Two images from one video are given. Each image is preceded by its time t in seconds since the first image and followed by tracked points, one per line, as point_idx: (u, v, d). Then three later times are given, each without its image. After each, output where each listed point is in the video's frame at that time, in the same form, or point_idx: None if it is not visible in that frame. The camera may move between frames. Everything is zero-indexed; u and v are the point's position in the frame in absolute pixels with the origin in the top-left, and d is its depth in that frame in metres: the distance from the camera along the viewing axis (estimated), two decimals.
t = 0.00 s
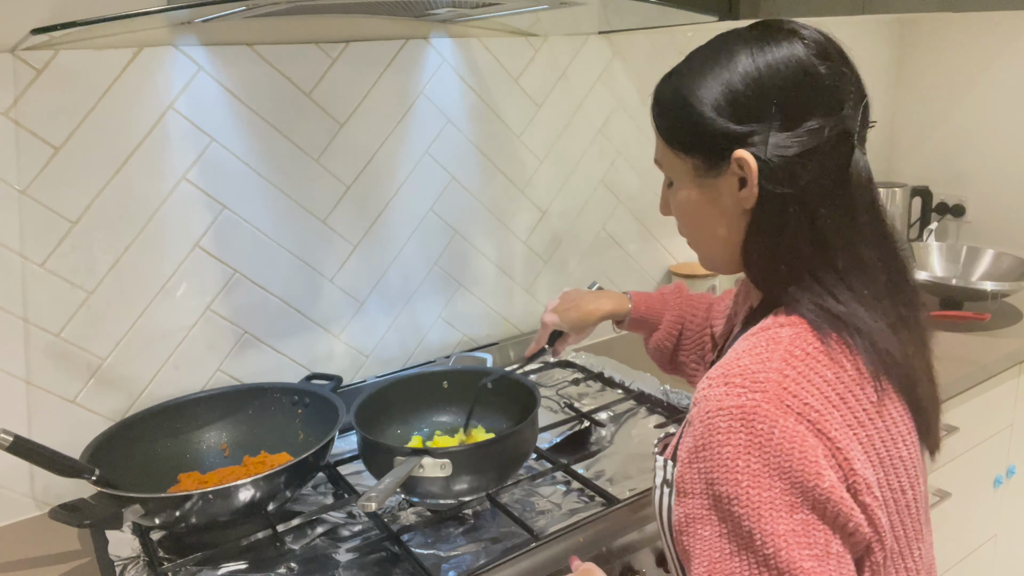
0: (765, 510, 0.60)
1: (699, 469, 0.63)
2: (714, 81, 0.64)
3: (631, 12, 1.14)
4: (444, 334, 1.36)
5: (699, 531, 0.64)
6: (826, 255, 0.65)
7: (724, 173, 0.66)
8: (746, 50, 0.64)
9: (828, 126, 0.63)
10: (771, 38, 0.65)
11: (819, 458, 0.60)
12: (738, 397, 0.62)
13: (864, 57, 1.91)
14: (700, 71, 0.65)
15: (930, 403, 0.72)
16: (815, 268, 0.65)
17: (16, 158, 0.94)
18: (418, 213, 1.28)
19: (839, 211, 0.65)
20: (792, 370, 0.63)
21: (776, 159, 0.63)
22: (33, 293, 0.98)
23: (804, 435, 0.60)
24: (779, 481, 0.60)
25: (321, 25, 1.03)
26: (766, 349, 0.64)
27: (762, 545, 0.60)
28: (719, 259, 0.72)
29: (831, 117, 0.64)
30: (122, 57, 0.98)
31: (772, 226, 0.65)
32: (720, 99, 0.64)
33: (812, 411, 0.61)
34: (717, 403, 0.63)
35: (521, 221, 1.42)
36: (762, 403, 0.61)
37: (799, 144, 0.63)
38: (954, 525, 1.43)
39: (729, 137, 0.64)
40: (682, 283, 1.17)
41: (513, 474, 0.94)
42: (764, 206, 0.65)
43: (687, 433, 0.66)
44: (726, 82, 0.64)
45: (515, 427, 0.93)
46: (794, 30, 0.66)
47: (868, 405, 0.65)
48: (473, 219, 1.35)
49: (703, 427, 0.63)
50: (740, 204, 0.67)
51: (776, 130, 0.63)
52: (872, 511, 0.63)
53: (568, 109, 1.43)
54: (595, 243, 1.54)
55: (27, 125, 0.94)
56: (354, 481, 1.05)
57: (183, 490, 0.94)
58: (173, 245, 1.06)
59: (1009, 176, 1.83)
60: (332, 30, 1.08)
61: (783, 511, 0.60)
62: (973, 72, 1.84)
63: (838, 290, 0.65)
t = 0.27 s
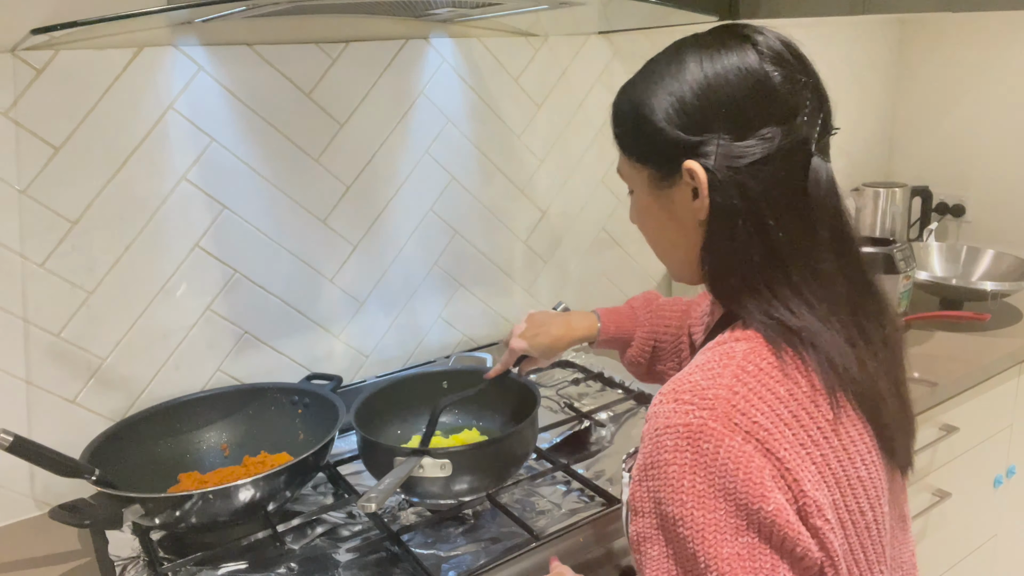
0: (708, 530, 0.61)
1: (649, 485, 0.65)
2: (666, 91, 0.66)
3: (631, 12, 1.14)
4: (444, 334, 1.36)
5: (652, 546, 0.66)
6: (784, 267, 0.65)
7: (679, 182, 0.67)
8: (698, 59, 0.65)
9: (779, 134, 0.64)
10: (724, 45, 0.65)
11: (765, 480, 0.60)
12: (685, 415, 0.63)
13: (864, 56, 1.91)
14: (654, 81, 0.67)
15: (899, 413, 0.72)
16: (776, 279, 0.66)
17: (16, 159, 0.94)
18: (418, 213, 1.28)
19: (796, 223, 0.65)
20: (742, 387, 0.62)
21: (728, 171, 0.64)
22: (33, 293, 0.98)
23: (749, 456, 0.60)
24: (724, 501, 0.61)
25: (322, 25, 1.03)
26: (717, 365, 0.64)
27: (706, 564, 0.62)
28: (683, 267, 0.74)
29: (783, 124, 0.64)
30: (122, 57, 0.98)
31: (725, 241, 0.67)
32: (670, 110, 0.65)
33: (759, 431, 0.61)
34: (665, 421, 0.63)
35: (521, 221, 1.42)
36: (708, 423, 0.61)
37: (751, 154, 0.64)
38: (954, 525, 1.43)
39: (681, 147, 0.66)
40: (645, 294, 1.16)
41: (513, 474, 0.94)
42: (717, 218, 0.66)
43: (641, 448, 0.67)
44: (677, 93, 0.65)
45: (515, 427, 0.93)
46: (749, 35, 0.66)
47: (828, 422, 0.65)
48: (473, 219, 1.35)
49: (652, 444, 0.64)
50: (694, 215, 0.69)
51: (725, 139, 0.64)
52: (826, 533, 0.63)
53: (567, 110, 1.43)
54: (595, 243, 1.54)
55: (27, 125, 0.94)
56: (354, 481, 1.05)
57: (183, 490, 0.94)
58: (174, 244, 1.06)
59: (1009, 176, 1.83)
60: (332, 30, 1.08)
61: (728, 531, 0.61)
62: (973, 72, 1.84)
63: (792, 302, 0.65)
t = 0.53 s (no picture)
0: (682, 562, 0.60)
1: (621, 517, 0.64)
2: (619, 105, 0.65)
3: (631, 12, 1.14)
4: (444, 334, 1.36)
5: None
6: (743, 287, 0.65)
7: (637, 198, 0.68)
8: (651, 70, 0.64)
9: (733, 147, 0.63)
10: (678, 56, 0.64)
11: (736, 506, 0.59)
12: (652, 442, 0.62)
13: (865, 56, 1.91)
14: (608, 94, 0.66)
15: (870, 427, 0.71)
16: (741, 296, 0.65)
17: (16, 159, 0.94)
18: (418, 213, 1.28)
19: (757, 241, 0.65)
20: (708, 410, 0.62)
21: (682, 186, 0.64)
22: (33, 293, 0.98)
23: (719, 482, 0.59)
24: (697, 530, 0.60)
25: (322, 25, 1.03)
26: (683, 390, 0.64)
27: None
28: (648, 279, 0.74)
29: (738, 138, 0.63)
30: (122, 57, 0.98)
31: (682, 259, 0.66)
32: (623, 124, 0.65)
33: (728, 455, 0.61)
34: (633, 449, 0.63)
35: (521, 221, 1.42)
36: (676, 449, 0.61)
37: (706, 169, 0.63)
38: (954, 525, 1.43)
39: (636, 162, 0.66)
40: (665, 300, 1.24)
41: (512, 474, 0.94)
42: (671, 232, 0.66)
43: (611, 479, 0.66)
44: (629, 107, 0.65)
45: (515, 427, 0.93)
46: (705, 45, 0.65)
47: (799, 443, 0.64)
48: (473, 219, 1.35)
49: (621, 475, 0.64)
50: (652, 229, 0.69)
51: (679, 154, 0.64)
52: (803, 558, 0.62)
53: (567, 110, 1.43)
54: (595, 243, 1.54)
55: (27, 125, 0.94)
56: (354, 481, 1.05)
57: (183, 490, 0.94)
58: (174, 244, 1.06)
59: (1010, 175, 1.83)
60: (333, 30, 1.08)
61: (703, 563, 0.60)
62: (975, 72, 1.84)
63: (754, 321, 0.65)
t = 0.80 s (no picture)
0: (654, 556, 0.63)
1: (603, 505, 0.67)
2: (621, 103, 0.65)
3: (631, 12, 1.14)
4: (444, 334, 1.36)
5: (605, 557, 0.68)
6: (744, 287, 0.65)
7: (638, 196, 0.68)
8: (654, 69, 0.64)
9: (736, 147, 0.63)
10: (682, 54, 0.64)
11: (713, 507, 0.61)
12: (638, 437, 0.63)
13: (865, 56, 1.91)
14: (611, 92, 0.67)
15: (867, 430, 0.71)
16: (739, 298, 0.65)
17: (16, 158, 0.94)
18: (418, 214, 1.28)
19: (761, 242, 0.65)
20: (697, 410, 0.63)
21: (683, 187, 0.64)
22: (33, 293, 0.98)
23: (699, 483, 0.61)
24: (672, 524, 0.62)
25: (322, 25, 1.04)
26: (675, 386, 0.65)
27: None
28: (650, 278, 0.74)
29: (740, 137, 0.63)
30: (122, 57, 0.98)
31: (680, 261, 0.67)
32: (625, 124, 0.65)
33: (711, 455, 0.62)
34: (619, 442, 0.64)
35: (521, 221, 1.42)
36: (659, 447, 0.62)
37: (706, 169, 0.63)
38: (954, 525, 1.43)
39: (639, 162, 0.66)
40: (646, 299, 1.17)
41: (513, 474, 0.94)
42: (670, 232, 0.67)
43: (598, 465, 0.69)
44: (631, 106, 0.65)
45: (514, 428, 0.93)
46: (709, 43, 0.65)
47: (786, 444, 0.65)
48: (473, 220, 1.35)
49: (606, 465, 0.66)
50: (655, 229, 0.69)
51: (680, 154, 0.64)
52: (777, 559, 0.64)
53: (567, 110, 1.43)
54: (595, 243, 1.54)
55: (27, 125, 0.94)
56: (354, 481, 1.05)
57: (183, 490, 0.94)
58: (174, 244, 1.06)
59: (1009, 176, 1.83)
60: (333, 31, 1.08)
61: (674, 557, 0.63)
62: (975, 72, 1.84)
63: (750, 321, 0.65)
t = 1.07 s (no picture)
0: (666, 548, 0.62)
1: (608, 502, 0.66)
2: (619, 97, 0.65)
3: (631, 12, 1.14)
4: (444, 334, 1.36)
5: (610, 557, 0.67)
6: (742, 280, 0.65)
7: (637, 190, 0.68)
8: (652, 64, 0.64)
9: (733, 141, 0.63)
10: (679, 48, 0.64)
11: (720, 496, 0.60)
12: (641, 430, 0.63)
13: (865, 57, 1.91)
14: (609, 87, 0.67)
15: (865, 427, 0.71)
16: (736, 289, 0.65)
17: (16, 159, 0.94)
18: (418, 213, 1.28)
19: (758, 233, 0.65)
20: (697, 401, 0.63)
21: (681, 179, 0.64)
22: (33, 293, 0.98)
23: (704, 473, 0.60)
24: (680, 517, 0.61)
25: (322, 25, 1.03)
26: (672, 378, 0.65)
27: None
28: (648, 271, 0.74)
29: (738, 131, 0.63)
30: (122, 58, 0.98)
31: (680, 252, 0.67)
32: (623, 117, 0.65)
33: (714, 445, 0.61)
34: (621, 436, 0.64)
35: (521, 221, 1.42)
36: (663, 439, 0.62)
37: (705, 162, 0.63)
38: (954, 525, 1.43)
39: (637, 155, 0.66)
40: (655, 296, 1.23)
41: (513, 474, 0.94)
42: (670, 225, 0.67)
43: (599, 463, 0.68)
44: (629, 100, 0.65)
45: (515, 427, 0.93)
46: (707, 38, 0.65)
47: (785, 435, 0.65)
48: (473, 219, 1.35)
49: (609, 460, 0.65)
50: (652, 222, 0.69)
51: (678, 147, 0.64)
52: (783, 549, 0.63)
53: (567, 109, 1.43)
54: (595, 243, 1.54)
55: (27, 125, 0.94)
56: (354, 481, 1.05)
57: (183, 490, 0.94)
58: (174, 244, 1.06)
59: (1009, 175, 1.83)
60: (333, 31, 1.08)
61: (684, 549, 0.61)
62: (976, 72, 1.84)
63: (748, 313, 0.65)
